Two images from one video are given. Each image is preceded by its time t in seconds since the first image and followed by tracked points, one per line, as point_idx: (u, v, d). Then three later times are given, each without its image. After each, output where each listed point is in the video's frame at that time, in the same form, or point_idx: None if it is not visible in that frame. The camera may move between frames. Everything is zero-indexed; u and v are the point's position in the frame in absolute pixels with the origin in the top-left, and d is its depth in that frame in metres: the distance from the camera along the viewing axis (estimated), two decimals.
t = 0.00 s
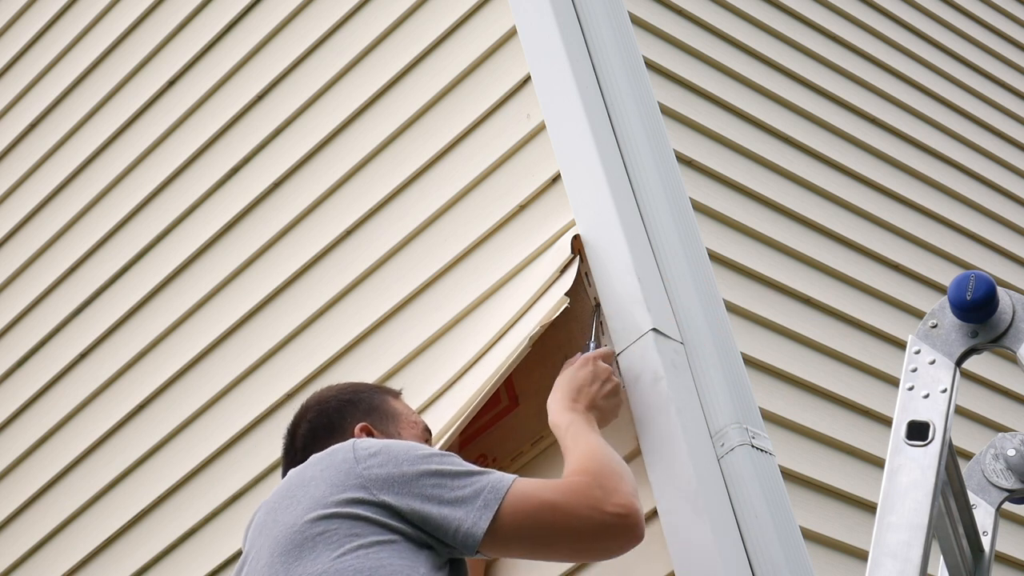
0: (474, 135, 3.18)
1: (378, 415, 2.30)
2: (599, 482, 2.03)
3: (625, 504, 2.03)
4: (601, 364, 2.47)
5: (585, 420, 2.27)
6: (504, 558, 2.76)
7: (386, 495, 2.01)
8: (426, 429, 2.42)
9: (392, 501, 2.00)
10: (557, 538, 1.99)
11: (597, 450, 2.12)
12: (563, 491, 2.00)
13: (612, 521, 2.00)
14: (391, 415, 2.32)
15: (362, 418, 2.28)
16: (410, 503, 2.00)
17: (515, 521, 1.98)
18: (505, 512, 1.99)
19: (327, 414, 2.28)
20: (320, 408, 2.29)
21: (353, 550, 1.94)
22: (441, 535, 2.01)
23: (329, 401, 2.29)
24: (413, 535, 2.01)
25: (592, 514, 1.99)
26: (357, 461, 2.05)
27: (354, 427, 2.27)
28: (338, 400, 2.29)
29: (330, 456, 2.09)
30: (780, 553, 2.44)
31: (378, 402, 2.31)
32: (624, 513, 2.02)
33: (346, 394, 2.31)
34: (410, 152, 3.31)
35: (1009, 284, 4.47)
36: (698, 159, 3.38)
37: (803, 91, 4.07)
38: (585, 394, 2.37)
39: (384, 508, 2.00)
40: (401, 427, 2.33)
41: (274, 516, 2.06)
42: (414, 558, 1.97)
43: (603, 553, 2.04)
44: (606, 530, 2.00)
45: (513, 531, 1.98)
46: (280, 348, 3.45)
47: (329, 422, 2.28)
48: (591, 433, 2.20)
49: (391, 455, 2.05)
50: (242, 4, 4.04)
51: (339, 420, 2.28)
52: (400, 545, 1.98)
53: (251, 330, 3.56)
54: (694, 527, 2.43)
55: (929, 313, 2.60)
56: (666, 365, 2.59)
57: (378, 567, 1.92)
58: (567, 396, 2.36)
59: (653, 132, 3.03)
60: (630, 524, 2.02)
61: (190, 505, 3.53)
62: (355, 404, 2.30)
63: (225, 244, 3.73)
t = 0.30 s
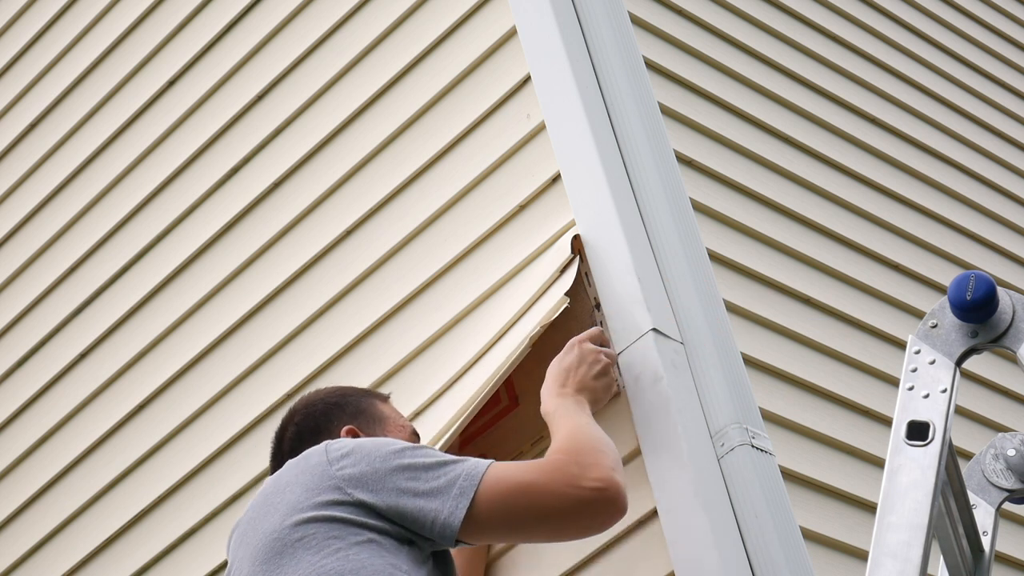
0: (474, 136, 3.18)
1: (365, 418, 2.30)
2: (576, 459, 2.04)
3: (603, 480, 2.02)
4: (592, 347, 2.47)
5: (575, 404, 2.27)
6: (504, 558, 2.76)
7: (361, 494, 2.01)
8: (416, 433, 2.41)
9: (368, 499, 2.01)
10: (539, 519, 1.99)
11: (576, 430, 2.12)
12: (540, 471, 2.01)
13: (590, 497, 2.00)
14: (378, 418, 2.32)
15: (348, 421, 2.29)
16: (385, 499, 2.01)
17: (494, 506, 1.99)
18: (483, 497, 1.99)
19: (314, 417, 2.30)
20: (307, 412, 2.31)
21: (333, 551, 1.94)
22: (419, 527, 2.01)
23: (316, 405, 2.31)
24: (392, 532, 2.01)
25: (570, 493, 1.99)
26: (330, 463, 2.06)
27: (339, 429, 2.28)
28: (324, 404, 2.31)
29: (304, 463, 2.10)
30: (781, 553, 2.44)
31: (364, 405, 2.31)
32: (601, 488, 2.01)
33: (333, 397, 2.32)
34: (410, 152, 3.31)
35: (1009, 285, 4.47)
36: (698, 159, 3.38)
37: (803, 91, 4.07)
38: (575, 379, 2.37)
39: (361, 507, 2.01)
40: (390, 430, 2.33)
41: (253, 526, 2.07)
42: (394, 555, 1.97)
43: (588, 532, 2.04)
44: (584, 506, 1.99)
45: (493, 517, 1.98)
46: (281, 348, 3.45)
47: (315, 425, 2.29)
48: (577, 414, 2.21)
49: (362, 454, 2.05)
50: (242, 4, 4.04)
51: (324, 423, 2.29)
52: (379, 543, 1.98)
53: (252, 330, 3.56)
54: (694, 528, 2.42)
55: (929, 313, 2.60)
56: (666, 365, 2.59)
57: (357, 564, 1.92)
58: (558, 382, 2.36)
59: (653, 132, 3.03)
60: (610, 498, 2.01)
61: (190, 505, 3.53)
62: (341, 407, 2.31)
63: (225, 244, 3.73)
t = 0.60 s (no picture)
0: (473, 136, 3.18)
1: (367, 419, 2.30)
2: (578, 466, 2.04)
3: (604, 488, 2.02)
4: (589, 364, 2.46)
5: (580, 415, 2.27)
6: (504, 558, 2.75)
7: (363, 496, 2.01)
8: (418, 434, 2.42)
9: (369, 502, 2.01)
10: (540, 525, 1.99)
11: (579, 438, 2.12)
12: (541, 477, 2.01)
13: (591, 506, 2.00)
14: (381, 419, 2.32)
15: (350, 422, 2.29)
16: (386, 502, 2.01)
17: (495, 511, 1.99)
18: (484, 502, 2.00)
19: (317, 419, 2.30)
20: (310, 412, 2.32)
21: (333, 553, 1.94)
22: (420, 531, 2.02)
23: (319, 406, 2.31)
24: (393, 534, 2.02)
25: (570, 500, 1.99)
26: (333, 464, 2.06)
27: (342, 430, 2.28)
28: (327, 404, 2.31)
29: (305, 463, 2.10)
30: (781, 553, 2.44)
31: (367, 406, 2.31)
32: (602, 497, 2.01)
33: (336, 399, 2.32)
34: (410, 152, 3.31)
35: (1009, 284, 4.47)
36: (698, 159, 3.38)
37: (803, 91, 4.07)
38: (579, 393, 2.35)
39: (362, 509, 2.01)
40: (392, 432, 2.33)
41: (253, 525, 2.07)
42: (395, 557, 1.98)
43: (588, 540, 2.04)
44: (585, 514, 1.99)
45: (494, 521, 1.99)
46: (280, 348, 3.45)
47: (318, 426, 2.30)
48: (579, 425, 2.20)
49: (365, 456, 2.06)
50: (242, 3, 4.04)
51: (327, 423, 2.30)
52: (379, 546, 1.98)
53: (251, 330, 3.56)
54: (694, 528, 2.42)
55: (929, 313, 2.60)
56: (666, 365, 2.59)
57: (357, 567, 1.92)
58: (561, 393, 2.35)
59: (653, 133, 3.03)
60: (610, 506, 2.01)
61: (190, 505, 3.53)
62: (344, 408, 2.31)
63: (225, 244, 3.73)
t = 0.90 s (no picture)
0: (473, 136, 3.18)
1: (369, 421, 2.31)
2: (582, 476, 2.04)
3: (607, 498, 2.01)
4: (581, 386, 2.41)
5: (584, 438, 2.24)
6: (504, 558, 2.75)
7: (366, 497, 2.02)
8: (419, 437, 2.42)
9: (372, 503, 2.01)
10: (542, 533, 1.99)
11: (583, 455, 2.13)
12: (545, 484, 2.01)
13: (594, 515, 1.99)
14: (382, 421, 2.32)
15: (352, 423, 2.29)
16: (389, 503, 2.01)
17: (497, 514, 1.98)
18: (485, 507, 1.99)
19: (318, 421, 2.30)
20: (311, 414, 2.32)
21: (336, 553, 1.95)
22: (422, 534, 2.01)
23: (320, 408, 2.31)
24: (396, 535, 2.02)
25: (572, 508, 1.99)
26: (336, 465, 2.07)
27: (343, 432, 2.28)
28: (328, 407, 2.31)
29: (309, 463, 2.11)
30: (781, 553, 2.44)
31: (368, 409, 2.31)
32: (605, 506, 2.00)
33: (337, 401, 2.33)
34: (410, 152, 3.31)
35: (1009, 285, 4.47)
36: (698, 159, 3.38)
37: (803, 91, 4.07)
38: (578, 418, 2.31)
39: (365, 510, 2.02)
40: (393, 434, 2.33)
41: (257, 524, 2.08)
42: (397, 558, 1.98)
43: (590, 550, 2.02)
44: (587, 522, 1.98)
45: (496, 525, 1.98)
46: (280, 348, 3.45)
47: (318, 428, 2.30)
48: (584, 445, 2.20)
49: (369, 458, 2.06)
50: (242, 4, 4.04)
51: (328, 425, 2.29)
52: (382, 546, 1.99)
53: (251, 330, 3.56)
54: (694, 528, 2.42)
55: (929, 313, 2.60)
56: (666, 365, 2.59)
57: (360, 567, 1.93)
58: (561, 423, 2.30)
59: (653, 133, 3.04)
60: (613, 515, 2.00)
61: (190, 505, 3.53)
62: (344, 410, 2.31)
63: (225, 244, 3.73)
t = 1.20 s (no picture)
0: (473, 136, 3.18)
1: (369, 420, 2.31)
2: (589, 507, 2.11)
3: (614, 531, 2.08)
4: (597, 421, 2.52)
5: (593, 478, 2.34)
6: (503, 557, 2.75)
7: (375, 501, 2.04)
8: (420, 435, 2.43)
9: (381, 507, 2.04)
10: (543, 555, 2.03)
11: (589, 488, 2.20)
12: (554, 508, 2.06)
13: (602, 545, 2.06)
14: (382, 419, 2.33)
15: (352, 422, 2.30)
16: (398, 510, 2.04)
17: (507, 529, 2.02)
18: (494, 524, 2.02)
19: (318, 419, 2.31)
20: (311, 412, 2.32)
21: (343, 556, 1.98)
22: (429, 543, 2.04)
23: (320, 406, 2.32)
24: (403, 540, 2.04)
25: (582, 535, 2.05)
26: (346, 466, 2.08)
27: (344, 431, 2.29)
28: (329, 405, 2.32)
29: (318, 461, 2.12)
30: (780, 553, 2.44)
31: (369, 407, 2.32)
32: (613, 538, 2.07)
33: (338, 399, 2.33)
34: (410, 152, 3.31)
35: (1009, 284, 4.48)
36: (698, 159, 3.38)
37: (803, 91, 4.07)
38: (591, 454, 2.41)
39: (373, 514, 2.04)
40: (394, 432, 2.33)
41: (263, 520, 2.10)
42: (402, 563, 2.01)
43: None
44: (593, 551, 2.05)
45: (502, 540, 2.02)
46: (280, 349, 3.45)
47: (319, 426, 2.30)
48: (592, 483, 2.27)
49: (381, 462, 2.08)
50: (242, 4, 4.04)
51: (328, 423, 2.30)
52: (388, 551, 2.02)
53: (251, 330, 3.56)
54: (694, 529, 2.42)
55: (929, 313, 2.60)
56: (666, 366, 2.59)
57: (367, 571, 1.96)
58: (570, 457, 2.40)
59: (654, 133, 3.04)
60: (617, 548, 2.07)
61: (190, 505, 3.53)
62: (344, 407, 2.32)
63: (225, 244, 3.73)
